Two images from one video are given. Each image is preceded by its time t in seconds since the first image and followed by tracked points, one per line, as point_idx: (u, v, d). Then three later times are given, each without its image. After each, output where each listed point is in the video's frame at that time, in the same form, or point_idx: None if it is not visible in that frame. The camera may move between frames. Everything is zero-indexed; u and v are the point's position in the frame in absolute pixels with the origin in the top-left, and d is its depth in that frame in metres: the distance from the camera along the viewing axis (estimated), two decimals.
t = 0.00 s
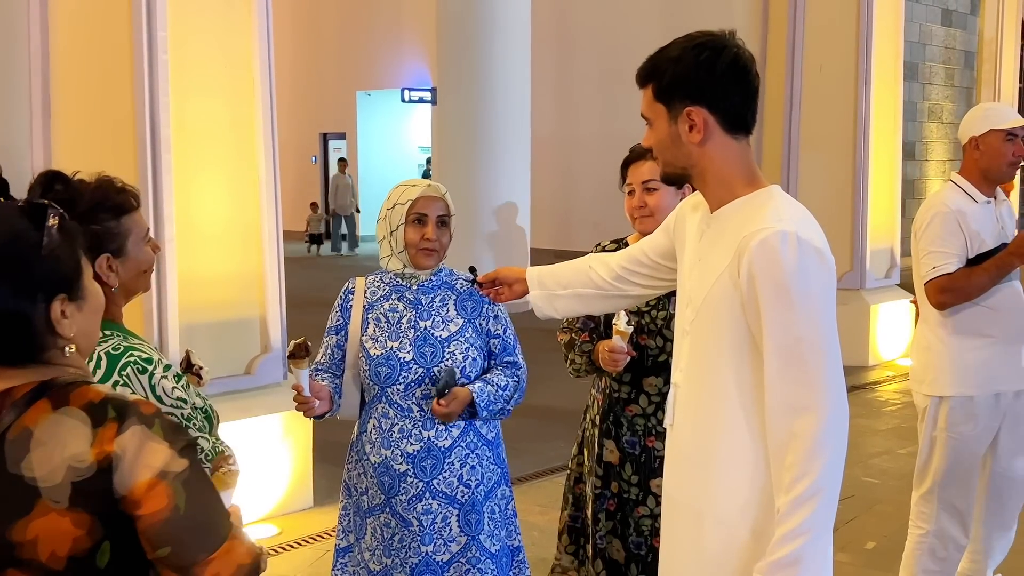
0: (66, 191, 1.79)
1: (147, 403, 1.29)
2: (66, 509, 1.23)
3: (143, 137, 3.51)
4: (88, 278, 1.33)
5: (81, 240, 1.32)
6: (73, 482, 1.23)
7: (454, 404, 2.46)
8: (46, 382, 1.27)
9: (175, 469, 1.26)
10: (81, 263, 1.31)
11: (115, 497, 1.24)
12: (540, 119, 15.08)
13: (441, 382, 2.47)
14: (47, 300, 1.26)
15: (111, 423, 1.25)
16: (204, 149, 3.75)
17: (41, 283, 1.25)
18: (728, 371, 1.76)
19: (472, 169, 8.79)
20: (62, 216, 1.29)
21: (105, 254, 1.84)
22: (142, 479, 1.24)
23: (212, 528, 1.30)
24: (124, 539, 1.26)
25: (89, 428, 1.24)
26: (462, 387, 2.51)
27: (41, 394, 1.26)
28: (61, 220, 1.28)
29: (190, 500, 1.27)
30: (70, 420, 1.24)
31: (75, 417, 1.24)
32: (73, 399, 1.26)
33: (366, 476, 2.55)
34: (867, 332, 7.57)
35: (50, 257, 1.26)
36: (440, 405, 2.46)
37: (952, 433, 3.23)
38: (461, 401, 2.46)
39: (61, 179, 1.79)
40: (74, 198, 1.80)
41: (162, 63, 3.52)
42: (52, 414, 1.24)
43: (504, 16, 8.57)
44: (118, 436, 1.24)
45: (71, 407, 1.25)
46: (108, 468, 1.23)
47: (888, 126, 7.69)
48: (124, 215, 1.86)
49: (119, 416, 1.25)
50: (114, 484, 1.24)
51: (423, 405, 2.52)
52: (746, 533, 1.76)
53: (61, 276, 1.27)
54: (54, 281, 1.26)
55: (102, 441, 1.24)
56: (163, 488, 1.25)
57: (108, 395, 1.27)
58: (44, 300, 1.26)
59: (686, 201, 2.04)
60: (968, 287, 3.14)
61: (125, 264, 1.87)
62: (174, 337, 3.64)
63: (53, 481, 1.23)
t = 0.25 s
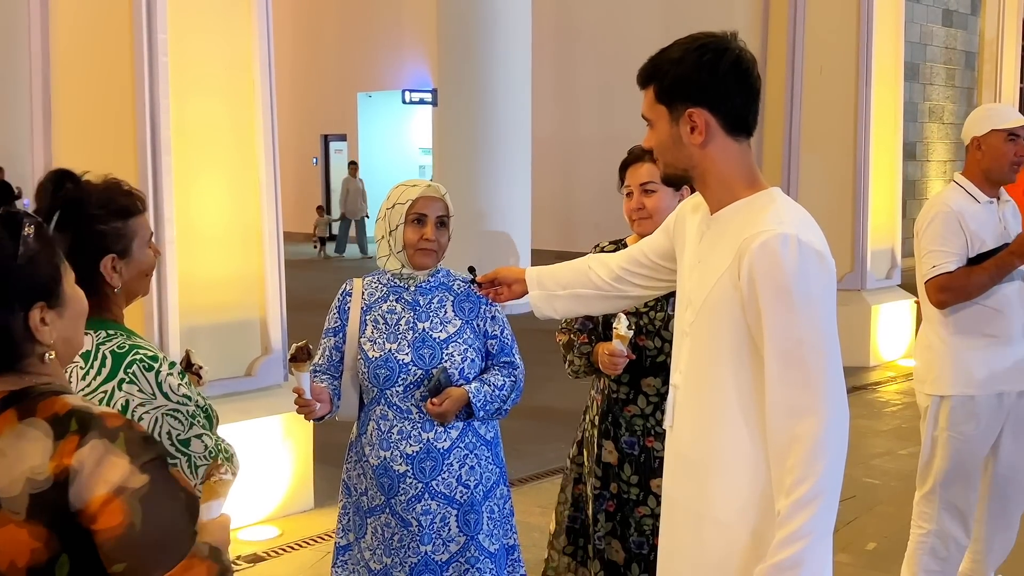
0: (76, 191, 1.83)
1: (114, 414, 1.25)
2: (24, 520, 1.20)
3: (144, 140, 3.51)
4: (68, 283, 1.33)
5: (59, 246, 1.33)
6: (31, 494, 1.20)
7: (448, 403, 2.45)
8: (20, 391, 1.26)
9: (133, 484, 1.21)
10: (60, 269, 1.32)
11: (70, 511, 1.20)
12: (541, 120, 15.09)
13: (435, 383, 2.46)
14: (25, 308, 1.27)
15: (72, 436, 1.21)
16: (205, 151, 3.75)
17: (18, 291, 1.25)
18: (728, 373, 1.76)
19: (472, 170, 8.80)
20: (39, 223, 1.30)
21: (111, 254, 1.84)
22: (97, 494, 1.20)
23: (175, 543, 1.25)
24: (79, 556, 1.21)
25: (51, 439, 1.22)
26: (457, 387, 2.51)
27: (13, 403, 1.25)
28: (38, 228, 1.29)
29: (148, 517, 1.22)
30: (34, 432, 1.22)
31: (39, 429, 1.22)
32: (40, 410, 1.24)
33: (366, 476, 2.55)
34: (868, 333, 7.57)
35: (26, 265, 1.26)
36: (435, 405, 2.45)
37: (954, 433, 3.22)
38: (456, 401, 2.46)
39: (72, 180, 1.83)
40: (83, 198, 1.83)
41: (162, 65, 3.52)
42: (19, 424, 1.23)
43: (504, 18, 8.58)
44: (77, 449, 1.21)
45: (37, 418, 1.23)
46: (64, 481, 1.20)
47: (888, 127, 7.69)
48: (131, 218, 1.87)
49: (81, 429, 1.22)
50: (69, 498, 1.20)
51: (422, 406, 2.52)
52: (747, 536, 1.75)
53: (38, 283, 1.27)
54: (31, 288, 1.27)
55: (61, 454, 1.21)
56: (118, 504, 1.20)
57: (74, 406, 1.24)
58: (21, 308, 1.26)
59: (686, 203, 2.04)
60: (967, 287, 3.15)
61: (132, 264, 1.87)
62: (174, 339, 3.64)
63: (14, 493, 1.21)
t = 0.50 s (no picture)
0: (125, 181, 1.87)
1: (97, 419, 1.26)
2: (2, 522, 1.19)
3: (145, 142, 3.51)
4: (61, 285, 1.33)
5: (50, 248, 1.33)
6: (9, 496, 1.20)
7: (447, 403, 2.45)
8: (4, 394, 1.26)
9: (112, 489, 1.22)
10: (51, 272, 1.31)
11: (49, 514, 1.20)
12: (543, 121, 15.10)
13: (436, 382, 2.46)
14: (16, 310, 1.26)
15: (53, 439, 1.22)
16: (206, 153, 3.75)
17: (11, 294, 1.25)
18: (727, 375, 1.76)
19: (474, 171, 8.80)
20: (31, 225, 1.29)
21: (140, 246, 1.85)
22: (75, 497, 1.20)
23: (152, 549, 1.25)
24: (57, 560, 1.20)
25: (32, 442, 1.22)
26: (457, 387, 2.51)
27: None
28: (30, 230, 1.28)
29: (126, 521, 1.22)
30: (16, 434, 1.22)
31: (21, 431, 1.22)
32: (23, 413, 1.24)
33: (367, 476, 2.55)
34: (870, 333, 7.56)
35: (18, 267, 1.26)
36: (435, 404, 2.45)
37: (956, 431, 3.21)
38: (456, 400, 2.46)
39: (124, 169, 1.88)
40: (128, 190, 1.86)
41: (163, 67, 3.52)
42: None
43: (506, 18, 8.58)
44: (58, 452, 1.21)
45: (20, 420, 1.23)
46: (43, 484, 1.20)
47: (890, 127, 7.69)
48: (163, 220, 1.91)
49: (63, 432, 1.22)
50: (48, 502, 1.20)
51: (422, 406, 2.52)
52: (747, 537, 1.75)
53: (29, 286, 1.27)
54: (23, 290, 1.26)
55: (41, 457, 1.21)
56: (96, 508, 1.20)
57: (57, 409, 1.25)
58: (13, 311, 1.26)
59: (687, 203, 2.04)
60: (967, 284, 3.15)
61: (148, 264, 1.87)
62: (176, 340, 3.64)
63: None
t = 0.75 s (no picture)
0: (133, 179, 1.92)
1: (114, 416, 1.27)
2: (26, 520, 1.21)
3: (146, 142, 3.51)
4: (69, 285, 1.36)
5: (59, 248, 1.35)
6: (33, 494, 1.21)
7: (447, 402, 2.43)
8: (21, 392, 1.26)
9: (135, 485, 1.23)
10: (60, 271, 1.34)
11: (72, 512, 1.21)
12: (545, 121, 15.10)
13: (437, 380, 2.44)
14: (32, 307, 1.28)
15: (75, 436, 1.23)
16: (207, 153, 3.76)
17: (27, 291, 1.27)
18: (727, 374, 1.76)
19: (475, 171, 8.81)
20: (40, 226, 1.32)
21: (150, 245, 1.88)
22: (100, 494, 1.21)
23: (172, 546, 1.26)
24: (80, 557, 1.21)
25: (51, 439, 1.22)
26: (458, 386, 2.50)
27: (13, 404, 1.25)
28: (39, 229, 1.31)
29: (149, 518, 1.24)
30: (35, 432, 1.23)
31: (40, 429, 1.23)
32: (41, 411, 1.25)
33: (369, 474, 2.56)
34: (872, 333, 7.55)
35: (31, 264, 1.28)
36: (436, 403, 2.44)
37: (957, 430, 3.21)
38: (456, 399, 2.45)
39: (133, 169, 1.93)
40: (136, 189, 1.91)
41: (164, 67, 3.53)
42: (20, 424, 1.23)
43: (507, 19, 8.59)
44: (80, 449, 1.22)
45: (38, 419, 1.24)
46: (67, 481, 1.21)
47: (891, 126, 7.68)
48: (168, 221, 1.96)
49: (84, 428, 1.23)
50: (71, 498, 1.21)
51: (423, 405, 2.52)
52: (747, 538, 1.75)
53: (43, 283, 1.29)
54: (37, 287, 1.28)
55: (63, 454, 1.22)
56: (121, 504, 1.22)
57: (75, 407, 1.26)
58: (29, 306, 1.28)
59: (687, 202, 2.04)
60: (968, 282, 3.15)
61: (154, 264, 1.89)
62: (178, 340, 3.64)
63: (15, 492, 1.21)
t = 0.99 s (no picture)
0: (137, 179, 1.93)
1: (155, 409, 1.27)
2: (78, 513, 1.19)
3: (148, 142, 3.52)
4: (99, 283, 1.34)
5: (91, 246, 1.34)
6: (85, 485, 1.19)
7: (449, 400, 2.43)
8: (55, 386, 1.23)
9: (186, 476, 1.24)
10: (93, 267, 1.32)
11: (126, 502, 1.21)
12: (547, 121, 15.09)
13: (437, 380, 2.44)
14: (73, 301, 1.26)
15: (122, 428, 1.22)
16: (209, 153, 3.76)
17: (70, 284, 1.25)
18: (728, 374, 1.76)
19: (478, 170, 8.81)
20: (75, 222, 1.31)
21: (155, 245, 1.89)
22: (154, 484, 1.21)
23: (218, 538, 1.27)
24: (131, 548, 1.22)
25: (100, 432, 1.21)
26: (460, 387, 2.49)
27: (50, 398, 1.22)
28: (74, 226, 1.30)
29: (200, 506, 1.25)
30: (82, 424, 1.21)
31: (85, 421, 1.21)
32: (83, 404, 1.22)
33: (372, 473, 2.56)
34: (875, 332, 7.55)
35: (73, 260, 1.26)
36: (436, 402, 2.43)
37: (962, 427, 3.20)
38: (457, 400, 2.44)
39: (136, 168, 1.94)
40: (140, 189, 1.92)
41: (166, 68, 3.53)
42: (63, 418, 1.21)
43: (509, 18, 8.58)
44: (130, 440, 1.21)
45: (82, 411, 1.22)
46: (120, 472, 1.20)
47: (895, 125, 7.66)
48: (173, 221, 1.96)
49: (131, 421, 1.23)
50: (126, 488, 1.20)
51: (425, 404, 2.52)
52: (747, 538, 1.75)
53: (82, 278, 1.27)
54: (78, 282, 1.26)
55: (113, 446, 1.21)
56: (175, 493, 1.23)
57: (117, 400, 1.25)
58: (71, 300, 1.25)
59: (690, 202, 2.04)
60: (973, 279, 3.15)
61: (161, 262, 1.90)
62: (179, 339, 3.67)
63: (65, 485, 1.19)
